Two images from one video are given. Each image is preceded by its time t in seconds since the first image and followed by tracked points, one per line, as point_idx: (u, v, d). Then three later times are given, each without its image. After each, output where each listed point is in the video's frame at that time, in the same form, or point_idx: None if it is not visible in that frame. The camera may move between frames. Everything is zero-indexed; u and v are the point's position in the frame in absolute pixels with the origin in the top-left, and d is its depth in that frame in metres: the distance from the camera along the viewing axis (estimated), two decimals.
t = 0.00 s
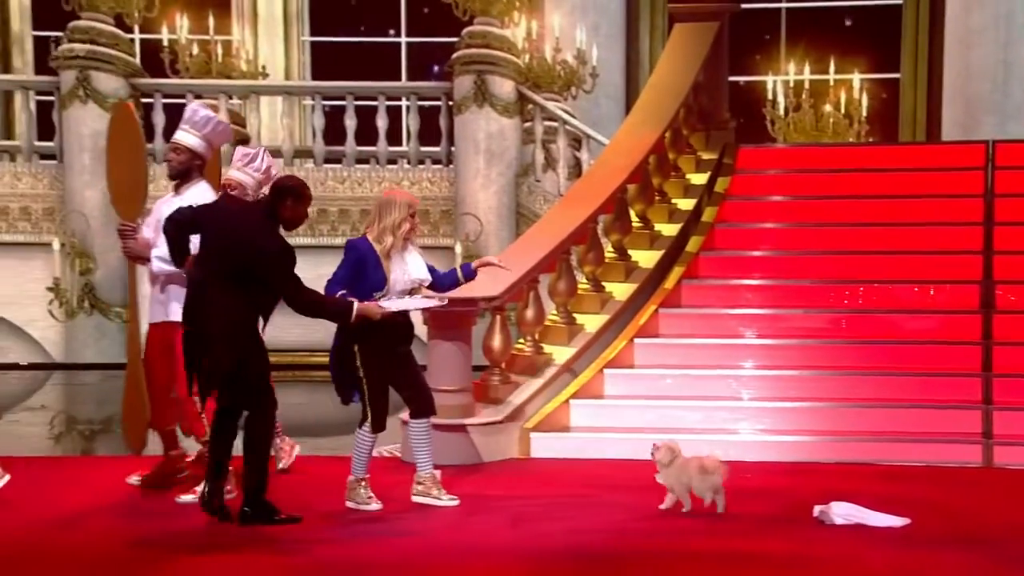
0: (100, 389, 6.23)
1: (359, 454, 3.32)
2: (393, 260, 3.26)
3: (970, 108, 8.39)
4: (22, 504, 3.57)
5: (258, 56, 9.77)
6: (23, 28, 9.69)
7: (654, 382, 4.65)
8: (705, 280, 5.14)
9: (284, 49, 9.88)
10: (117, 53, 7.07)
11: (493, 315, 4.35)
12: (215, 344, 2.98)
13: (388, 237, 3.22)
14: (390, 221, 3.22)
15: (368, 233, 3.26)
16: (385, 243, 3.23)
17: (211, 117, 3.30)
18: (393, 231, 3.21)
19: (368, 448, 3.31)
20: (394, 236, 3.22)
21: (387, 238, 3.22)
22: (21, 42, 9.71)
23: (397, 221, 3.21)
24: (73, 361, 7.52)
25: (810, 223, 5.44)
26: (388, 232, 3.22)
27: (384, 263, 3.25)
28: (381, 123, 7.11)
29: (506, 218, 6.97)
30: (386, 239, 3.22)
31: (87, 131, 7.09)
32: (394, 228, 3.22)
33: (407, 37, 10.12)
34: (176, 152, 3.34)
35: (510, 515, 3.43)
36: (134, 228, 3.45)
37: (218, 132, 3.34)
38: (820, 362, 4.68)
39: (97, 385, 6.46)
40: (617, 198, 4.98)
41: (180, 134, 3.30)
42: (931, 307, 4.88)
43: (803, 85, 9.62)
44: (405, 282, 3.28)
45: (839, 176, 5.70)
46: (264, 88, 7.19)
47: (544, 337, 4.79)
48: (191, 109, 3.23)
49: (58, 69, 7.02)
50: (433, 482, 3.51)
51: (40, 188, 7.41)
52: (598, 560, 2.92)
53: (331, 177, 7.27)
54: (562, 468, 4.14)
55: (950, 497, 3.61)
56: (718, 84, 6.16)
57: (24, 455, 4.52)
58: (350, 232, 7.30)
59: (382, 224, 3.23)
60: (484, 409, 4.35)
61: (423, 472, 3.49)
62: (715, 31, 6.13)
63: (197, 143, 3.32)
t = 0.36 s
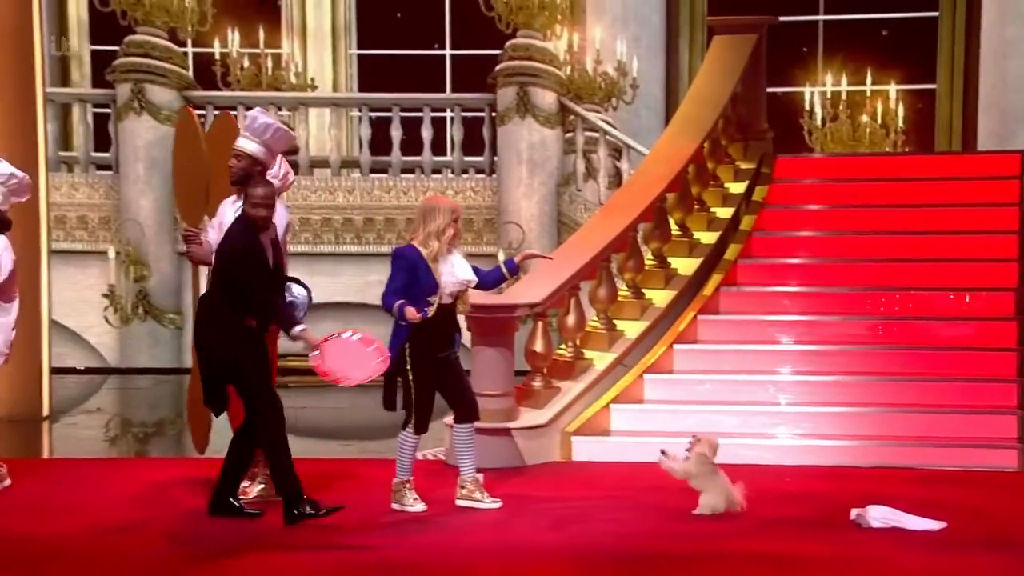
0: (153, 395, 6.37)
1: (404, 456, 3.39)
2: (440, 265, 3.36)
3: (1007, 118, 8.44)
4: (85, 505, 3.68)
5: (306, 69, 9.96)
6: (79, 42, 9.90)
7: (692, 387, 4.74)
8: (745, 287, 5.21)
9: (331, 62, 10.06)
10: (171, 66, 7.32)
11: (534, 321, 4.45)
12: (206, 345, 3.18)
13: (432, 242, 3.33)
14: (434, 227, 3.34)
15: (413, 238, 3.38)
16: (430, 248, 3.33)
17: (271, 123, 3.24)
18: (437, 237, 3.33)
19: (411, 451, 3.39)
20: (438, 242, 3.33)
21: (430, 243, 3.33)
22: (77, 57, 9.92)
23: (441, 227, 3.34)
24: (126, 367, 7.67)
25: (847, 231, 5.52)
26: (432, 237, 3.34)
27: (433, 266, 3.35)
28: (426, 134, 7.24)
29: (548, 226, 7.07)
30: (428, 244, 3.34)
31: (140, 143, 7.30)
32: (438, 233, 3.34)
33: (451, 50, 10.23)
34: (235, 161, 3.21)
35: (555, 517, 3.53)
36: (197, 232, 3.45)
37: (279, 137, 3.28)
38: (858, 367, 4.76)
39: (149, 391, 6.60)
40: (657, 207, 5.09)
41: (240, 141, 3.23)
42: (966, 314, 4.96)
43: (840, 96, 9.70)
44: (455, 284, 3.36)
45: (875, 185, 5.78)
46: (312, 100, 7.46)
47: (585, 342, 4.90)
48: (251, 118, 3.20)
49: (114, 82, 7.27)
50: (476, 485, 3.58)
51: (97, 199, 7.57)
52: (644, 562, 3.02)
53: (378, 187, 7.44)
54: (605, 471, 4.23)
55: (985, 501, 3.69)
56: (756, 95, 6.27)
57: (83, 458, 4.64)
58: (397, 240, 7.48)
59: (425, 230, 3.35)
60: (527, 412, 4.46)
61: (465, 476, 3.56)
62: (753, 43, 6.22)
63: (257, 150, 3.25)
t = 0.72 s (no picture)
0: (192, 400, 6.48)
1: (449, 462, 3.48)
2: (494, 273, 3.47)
3: None
4: (133, 507, 3.78)
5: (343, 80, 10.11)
6: (123, 53, 10.09)
7: (724, 394, 4.80)
8: (777, 295, 5.26)
9: (368, 73, 10.19)
10: (212, 77, 7.49)
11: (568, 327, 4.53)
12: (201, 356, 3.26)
13: (484, 251, 3.45)
14: (485, 236, 3.45)
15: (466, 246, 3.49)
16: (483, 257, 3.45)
17: (318, 143, 3.54)
18: (489, 246, 3.44)
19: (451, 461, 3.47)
20: (490, 251, 3.45)
21: (483, 252, 3.44)
22: (121, 67, 10.11)
23: (493, 236, 3.45)
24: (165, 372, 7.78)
25: (878, 239, 5.57)
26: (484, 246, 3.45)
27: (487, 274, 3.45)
28: (461, 143, 7.33)
29: (581, 235, 7.15)
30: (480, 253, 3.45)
31: (184, 153, 7.46)
32: (490, 242, 3.45)
33: (487, 61, 10.32)
34: (285, 177, 3.58)
35: (590, 521, 3.60)
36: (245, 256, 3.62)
37: (325, 156, 3.58)
38: (888, 374, 4.81)
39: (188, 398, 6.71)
40: (690, 215, 5.16)
41: (289, 161, 3.55)
42: (997, 321, 5.00)
43: (871, 106, 9.76)
44: (509, 291, 3.46)
45: (906, 195, 5.84)
46: (349, 110, 7.58)
47: (618, 349, 4.97)
48: (301, 136, 3.49)
49: (157, 93, 7.46)
50: (510, 490, 3.64)
51: (140, 207, 7.72)
52: (677, 565, 3.09)
53: (414, 196, 7.54)
54: (638, 476, 4.30)
55: (1015, 506, 3.74)
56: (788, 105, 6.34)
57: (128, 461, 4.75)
58: (432, 248, 7.58)
59: (477, 240, 3.46)
60: (561, 418, 4.54)
61: (499, 483, 3.62)
62: (786, 54, 6.30)
63: (306, 169, 3.56)
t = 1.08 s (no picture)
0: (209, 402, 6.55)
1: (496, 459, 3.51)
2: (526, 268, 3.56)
3: None
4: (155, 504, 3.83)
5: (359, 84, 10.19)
6: (143, 57, 10.17)
7: (737, 394, 4.84)
8: (789, 295, 5.30)
9: (385, 76, 10.26)
10: (230, 80, 7.61)
11: (582, 329, 4.57)
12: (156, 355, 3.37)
13: (519, 246, 3.52)
14: (523, 231, 3.53)
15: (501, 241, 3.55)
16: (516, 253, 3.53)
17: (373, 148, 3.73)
18: (525, 241, 3.52)
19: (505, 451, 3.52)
20: (524, 247, 3.53)
21: (518, 248, 3.52)
22: (141, 72, 10.19)
23: (530, 232, 3.53)
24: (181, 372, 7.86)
25: (890, 241, 5.61)
26: (519, 242, 3.52)
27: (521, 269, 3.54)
28: (475, 145, 7.38)
29: (595, 236, 7.19)
30: (516, 248, 3.53)
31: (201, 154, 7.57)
32: (527, 237, 3.52)
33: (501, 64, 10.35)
34: (344, 183, 3.77)
35: (604, 520, 3.64)
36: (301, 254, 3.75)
37: (381, 161, 3.77)
38: (900, 374, 4.84)
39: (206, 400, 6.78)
40: (702, 217, 5.21)
41: (347, 165, 3.75)
42: (1008, 321, 5.02)
43: (882, 108, 9.78)
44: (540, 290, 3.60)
45: (918, 197, 5.88)
46: (365, 113, 7.65)
47: (631, 349, 5.02)
48: (357, 142, 3.69)
49: (175, 96, 7.55)
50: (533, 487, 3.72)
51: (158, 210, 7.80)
52: (690, 563, 3.13)
53: (428, 197, 7.57)
54: (651, 475, 4.35)
55: None
56: (800, 108, 6.38)
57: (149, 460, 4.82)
58: (447, 249, 7.61)
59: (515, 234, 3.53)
60: (574, 418, 4.59)
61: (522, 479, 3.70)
62: (798, 57, 6.34)
63: (361, 172, 3.76)
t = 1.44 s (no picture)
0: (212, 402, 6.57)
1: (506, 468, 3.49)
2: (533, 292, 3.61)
3: None
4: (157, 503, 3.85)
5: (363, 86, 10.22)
6: (148, 59, 10.21)
7: (739, 394, 4.86)
8: (790, 296, 5.32)
9: (388, 77, 10.30)
10: (234, 82, 7.64)
11: (585, 328, 4.59)
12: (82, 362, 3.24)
13: (532, 271, 3.57)
14: (536, 256, 3.58)
15: (512, 257, 3.59)
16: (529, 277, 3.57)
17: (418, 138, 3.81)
18: (537, 265, 3.57)
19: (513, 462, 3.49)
20: (535, 271, 3.57)
21: (531, 271, 3.57)
22: (146, 73, 10.23)
23: (542, 258, 3.58)
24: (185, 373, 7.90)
25: (892, 241, 5.63)
26: (530, 266, 3.57)
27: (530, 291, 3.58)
28: (479, 147, 7.41)
29: (598, 237, 7.21)
30: (529, 272, 3.57)
31: (206, 155, 7.60)
32: (541, 262, 3.57)
33: (505, 66, 10.39)
34: (387, 171, 3.87)
35: (607, 520, 3.65)
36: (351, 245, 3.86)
37: (426, 150, 3.85)
38: (901, 374, 4.86)
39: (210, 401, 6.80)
40: (705, 217, 5.23)
41: (392, 154, 3.83)
42: (1010, 322, 5.04)
43: (885, 110, 9.81)
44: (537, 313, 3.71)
45: (919, 199, 5.90)
46: (369, 114, 7.68)
47: (635, 349, 5.02)
48: (402, 131, 3.76)
49: (180, 97, 7.59)
50: (565, 489, 3.77)
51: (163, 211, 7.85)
52: (691, 562, 3.15)
53: (432, 199, 7.60)
54: (653, 475, 4.37)
55: None
56: (802, 109, 6.40)
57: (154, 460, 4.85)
58: (450, 250, 7.69)
59: (528, 258, 3.57)
60: (577, 417, 4.60)
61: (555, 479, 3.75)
62: (801, 59, 6.36)
63: (406, 161, 3.84)
